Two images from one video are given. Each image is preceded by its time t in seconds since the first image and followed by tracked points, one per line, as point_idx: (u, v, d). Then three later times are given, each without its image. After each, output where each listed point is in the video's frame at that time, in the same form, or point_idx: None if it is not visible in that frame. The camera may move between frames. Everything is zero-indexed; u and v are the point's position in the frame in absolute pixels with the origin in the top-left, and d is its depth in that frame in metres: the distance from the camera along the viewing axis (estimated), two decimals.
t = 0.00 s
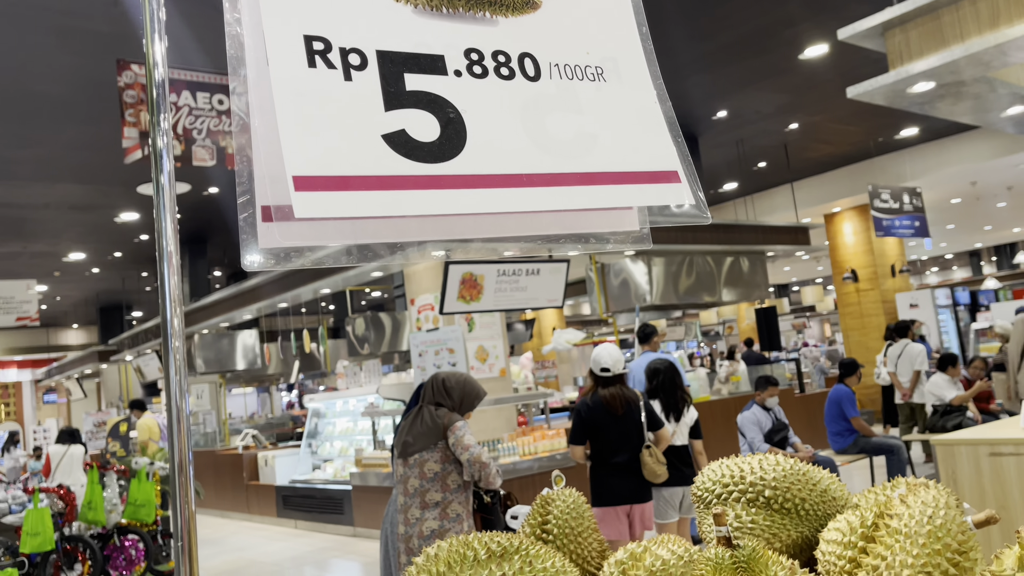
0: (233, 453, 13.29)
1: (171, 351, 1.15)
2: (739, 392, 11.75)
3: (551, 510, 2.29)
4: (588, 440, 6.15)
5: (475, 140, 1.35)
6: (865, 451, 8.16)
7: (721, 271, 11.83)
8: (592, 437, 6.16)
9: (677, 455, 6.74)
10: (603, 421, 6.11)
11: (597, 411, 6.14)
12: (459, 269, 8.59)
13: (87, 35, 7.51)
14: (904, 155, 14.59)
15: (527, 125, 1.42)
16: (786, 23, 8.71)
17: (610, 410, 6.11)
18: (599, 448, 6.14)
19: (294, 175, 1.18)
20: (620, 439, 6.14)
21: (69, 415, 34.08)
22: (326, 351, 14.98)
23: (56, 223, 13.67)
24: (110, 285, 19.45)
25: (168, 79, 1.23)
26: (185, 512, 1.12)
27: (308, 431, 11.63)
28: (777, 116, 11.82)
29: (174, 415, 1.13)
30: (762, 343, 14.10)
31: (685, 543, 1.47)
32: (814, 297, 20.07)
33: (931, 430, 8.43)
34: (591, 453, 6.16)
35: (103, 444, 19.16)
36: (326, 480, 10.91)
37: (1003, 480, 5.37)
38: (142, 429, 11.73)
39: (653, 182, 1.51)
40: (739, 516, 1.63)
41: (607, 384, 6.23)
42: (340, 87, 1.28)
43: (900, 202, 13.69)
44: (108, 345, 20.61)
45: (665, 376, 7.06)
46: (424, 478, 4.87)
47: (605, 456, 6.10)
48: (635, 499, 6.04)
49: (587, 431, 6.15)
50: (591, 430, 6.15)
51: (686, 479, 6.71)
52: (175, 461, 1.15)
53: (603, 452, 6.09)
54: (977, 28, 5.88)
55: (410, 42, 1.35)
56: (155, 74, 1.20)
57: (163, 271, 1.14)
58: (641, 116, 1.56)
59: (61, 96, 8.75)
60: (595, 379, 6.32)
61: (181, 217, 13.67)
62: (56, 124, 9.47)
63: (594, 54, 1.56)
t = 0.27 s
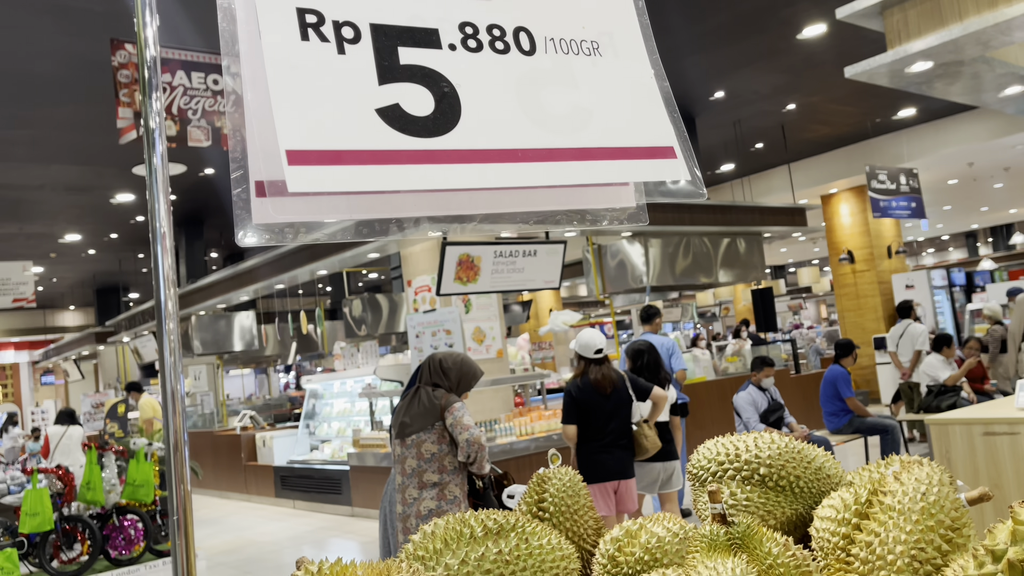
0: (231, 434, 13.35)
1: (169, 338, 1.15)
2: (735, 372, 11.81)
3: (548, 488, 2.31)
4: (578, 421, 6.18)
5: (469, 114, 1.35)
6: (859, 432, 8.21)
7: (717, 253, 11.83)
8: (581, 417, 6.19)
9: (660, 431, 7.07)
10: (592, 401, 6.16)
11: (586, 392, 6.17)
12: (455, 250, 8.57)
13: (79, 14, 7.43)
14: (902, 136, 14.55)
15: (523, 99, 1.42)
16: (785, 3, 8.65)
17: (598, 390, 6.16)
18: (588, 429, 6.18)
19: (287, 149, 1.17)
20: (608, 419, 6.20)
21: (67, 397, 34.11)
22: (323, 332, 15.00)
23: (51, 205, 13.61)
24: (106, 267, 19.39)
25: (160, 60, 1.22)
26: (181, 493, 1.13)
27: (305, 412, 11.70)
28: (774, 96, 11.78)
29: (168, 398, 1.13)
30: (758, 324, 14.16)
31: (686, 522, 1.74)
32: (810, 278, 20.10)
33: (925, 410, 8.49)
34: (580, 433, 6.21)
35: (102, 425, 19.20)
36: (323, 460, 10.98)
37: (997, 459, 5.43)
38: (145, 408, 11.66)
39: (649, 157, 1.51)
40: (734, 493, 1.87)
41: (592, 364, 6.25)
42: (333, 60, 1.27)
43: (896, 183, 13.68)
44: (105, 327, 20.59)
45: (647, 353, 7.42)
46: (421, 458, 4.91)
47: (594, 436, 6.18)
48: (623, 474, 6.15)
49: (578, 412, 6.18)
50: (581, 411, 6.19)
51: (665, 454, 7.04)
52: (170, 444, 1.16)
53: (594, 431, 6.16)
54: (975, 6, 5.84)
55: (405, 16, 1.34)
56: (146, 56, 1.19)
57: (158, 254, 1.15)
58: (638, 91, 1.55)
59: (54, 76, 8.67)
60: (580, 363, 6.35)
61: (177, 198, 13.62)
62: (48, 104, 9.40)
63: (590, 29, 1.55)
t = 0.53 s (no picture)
0: (229, 415, 13.40)
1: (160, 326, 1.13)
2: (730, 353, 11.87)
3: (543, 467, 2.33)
4: (568, 397, 6.24)
5: (461, 84, 1.35)
6: (854, 412, 8.27)
7: (714, 234, 11.84)
8: (571, 394, 6.25)
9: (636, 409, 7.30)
10: (583, 377, 6.24)
11: (577, 368, 6.25)
12: (451, 232, 8.60)
13: None
14: (899, 116, 14.52)
15: (516, 70, 1.42)
16: None
17: (588, 366, 6.25)
18: (578, 404, 6.25)
19: (277, 118, 1.18)
20: (597, 395, 6.27)
21: (65, 378, 34.15)
22: (320, 313, 15.00)
23: (46, 186, 13.55)
24: (103, 248, 19.35)
25: (150, 40, 1.21)
26: (173, 470, 1.10)
27: (303, 393, 11.74)
28: (772, 77, 11.72)
29: (160, 377, 1.10)
30: (754, 305, 14.20)
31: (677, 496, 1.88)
32: (807, 260, 20.11)
33: (920, 390, 8.54)
34: (571, 409, 6.27)
35: (100, 407, 19.24)
36: (321, 441, 11.04)
37: (989, 438, 5.48)
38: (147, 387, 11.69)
39: (642, 129, 1.52)
40: (729, 470, 1.96)
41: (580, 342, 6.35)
42: (324, 29, 1.27)
43: (893, 164, 13.67)
44: (102, 308, 20.59)
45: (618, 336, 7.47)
46: (419, 438, 4.93)
47: (585, 413, 6.23)
48: (612, 447, 6.23)
49: (569, 389, 6.24)
50: (571, 387, 6.25)
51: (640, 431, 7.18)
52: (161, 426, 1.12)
53: (585, 406, 6.23)
54: None
55: None
56: (135, 36, 1.18)
57: (146, 240, 1.13)
58: (631, 63, 1.55)
59: (46, 56, 8.60)
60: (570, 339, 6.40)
61: (172, 179, 13.58)
62: (41, 84, 9.33)
63: None
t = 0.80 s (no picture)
0: (226, 396, 13.42)
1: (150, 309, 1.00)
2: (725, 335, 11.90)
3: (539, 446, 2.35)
4: (555, 378, 6.29)
5: (452, 55, 1.35)
6: (848, 392, 8.32)
7: (710, 215, 11.82)
8: (559, 373, 6.30)
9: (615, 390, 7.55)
10: (572, 357, 6.30)
11: (566, 349, 6.30)
12: (448, 214, 8.53)
13: None
14: (895, 97, 14.48)
15: (508, 41, 1.42)
16: None
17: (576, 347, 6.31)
18: (565, 385, 6.31)
19: (266, 89, 1.18)
20: (584, 375, 6.35)
21: (61, 360, 34.15)
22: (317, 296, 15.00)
23: (40, 168, 13.48)
24: (98, 231, 19.29)
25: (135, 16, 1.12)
26: (163, 453, 0.97)
27: (300, 374, 11.74)
28: (768, 58, 11.67)
29: (149, 361, 0.98)
30: (750, 287, 14.23)
31: (671, 476, 2.08)
32: (803, 242, 20.13)
33: (914, 370, 8.60)
34: (557, 389, 6.33)
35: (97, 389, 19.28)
36: (319, 422, 11.08)
37: (981, 418, 5.53)
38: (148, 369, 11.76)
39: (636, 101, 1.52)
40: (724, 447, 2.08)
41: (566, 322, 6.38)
42: None
43: (889, 146, 13.66)
44: (98, 291, 20.56)
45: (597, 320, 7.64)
46: (416, 419, 4.96)
47: (570, 392, 6.30)
48: (596, 427, 6.32)
49: (556, 370, 6.29)
50: (558, 368, 6.30)
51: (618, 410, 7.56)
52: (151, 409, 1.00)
53: (571, 387, 6.29)
54: None
55: None
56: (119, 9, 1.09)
57: (135, 221, 1.02)
58: (625, 34, 1.56)
59: (38, 37, 8.51)
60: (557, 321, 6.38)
61: (167, 161, 13.50)
62: (32, 65, 9.24)
63: None
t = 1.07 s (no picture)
0: (222, 378, 13.41)
1: (135, 294, 0.95)
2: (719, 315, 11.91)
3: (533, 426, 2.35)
4: (534, 361, 6.56)
5: (443, 23, 1.33)
6: (842, 372, 8.36)
7: (705, 197, 11.78)
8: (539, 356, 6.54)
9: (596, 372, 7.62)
10: (552, 343, 6.53)
11: (548, 333, 6.54)
12: (443, 196, 8.49)
13: None
14: (892, 78, 14.43)
15: (501, 8, 1.40)
16: None
17: (557, 332, 6.56)
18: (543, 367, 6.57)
19: (253, 54, 1.16)
20: (563, 360, 6.60)
21: (56, 343, 34.08)
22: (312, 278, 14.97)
23: (31, 150, 13.37)
24: (91, 213, 19.18)
25: None
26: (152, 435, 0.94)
27: (296, 356, 11.75)
28: (765, 39, 11.60)
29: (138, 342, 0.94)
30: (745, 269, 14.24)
31: (666, 451, 2.11)
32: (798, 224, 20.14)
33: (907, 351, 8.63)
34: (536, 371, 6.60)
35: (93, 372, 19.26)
36: (314, 404, 11.10)
37: (973, 397, 5.57)
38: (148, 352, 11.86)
39: (631, 71, 1.50)
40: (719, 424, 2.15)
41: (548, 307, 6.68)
42: None
43: (884, 127, 13.63)
44: (92, 273, 20.48)
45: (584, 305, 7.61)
46: (411, 401, 4.90)
47: (547, 375, 6.59)
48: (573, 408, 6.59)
49: (535, 352, 6.55)
50: (537, 351, 6.56)
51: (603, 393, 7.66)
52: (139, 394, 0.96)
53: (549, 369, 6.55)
54: None
55: None
56: None
57: (121, 204, 0.97)
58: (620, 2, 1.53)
59: (26, 16, 8.40)
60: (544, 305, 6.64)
61: (159, 142, 13.40)
62: (22, 45, 9.13)
63: None
